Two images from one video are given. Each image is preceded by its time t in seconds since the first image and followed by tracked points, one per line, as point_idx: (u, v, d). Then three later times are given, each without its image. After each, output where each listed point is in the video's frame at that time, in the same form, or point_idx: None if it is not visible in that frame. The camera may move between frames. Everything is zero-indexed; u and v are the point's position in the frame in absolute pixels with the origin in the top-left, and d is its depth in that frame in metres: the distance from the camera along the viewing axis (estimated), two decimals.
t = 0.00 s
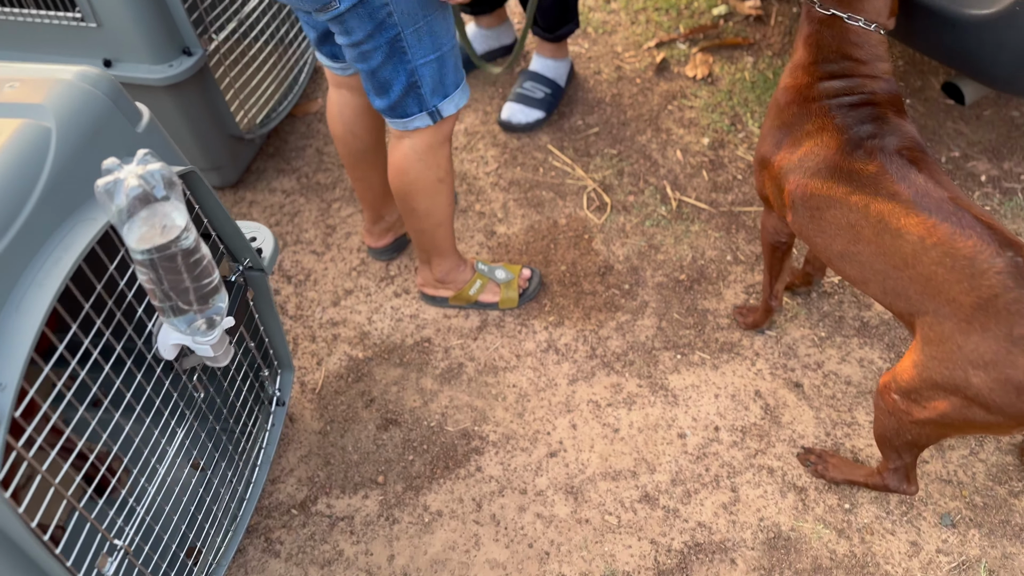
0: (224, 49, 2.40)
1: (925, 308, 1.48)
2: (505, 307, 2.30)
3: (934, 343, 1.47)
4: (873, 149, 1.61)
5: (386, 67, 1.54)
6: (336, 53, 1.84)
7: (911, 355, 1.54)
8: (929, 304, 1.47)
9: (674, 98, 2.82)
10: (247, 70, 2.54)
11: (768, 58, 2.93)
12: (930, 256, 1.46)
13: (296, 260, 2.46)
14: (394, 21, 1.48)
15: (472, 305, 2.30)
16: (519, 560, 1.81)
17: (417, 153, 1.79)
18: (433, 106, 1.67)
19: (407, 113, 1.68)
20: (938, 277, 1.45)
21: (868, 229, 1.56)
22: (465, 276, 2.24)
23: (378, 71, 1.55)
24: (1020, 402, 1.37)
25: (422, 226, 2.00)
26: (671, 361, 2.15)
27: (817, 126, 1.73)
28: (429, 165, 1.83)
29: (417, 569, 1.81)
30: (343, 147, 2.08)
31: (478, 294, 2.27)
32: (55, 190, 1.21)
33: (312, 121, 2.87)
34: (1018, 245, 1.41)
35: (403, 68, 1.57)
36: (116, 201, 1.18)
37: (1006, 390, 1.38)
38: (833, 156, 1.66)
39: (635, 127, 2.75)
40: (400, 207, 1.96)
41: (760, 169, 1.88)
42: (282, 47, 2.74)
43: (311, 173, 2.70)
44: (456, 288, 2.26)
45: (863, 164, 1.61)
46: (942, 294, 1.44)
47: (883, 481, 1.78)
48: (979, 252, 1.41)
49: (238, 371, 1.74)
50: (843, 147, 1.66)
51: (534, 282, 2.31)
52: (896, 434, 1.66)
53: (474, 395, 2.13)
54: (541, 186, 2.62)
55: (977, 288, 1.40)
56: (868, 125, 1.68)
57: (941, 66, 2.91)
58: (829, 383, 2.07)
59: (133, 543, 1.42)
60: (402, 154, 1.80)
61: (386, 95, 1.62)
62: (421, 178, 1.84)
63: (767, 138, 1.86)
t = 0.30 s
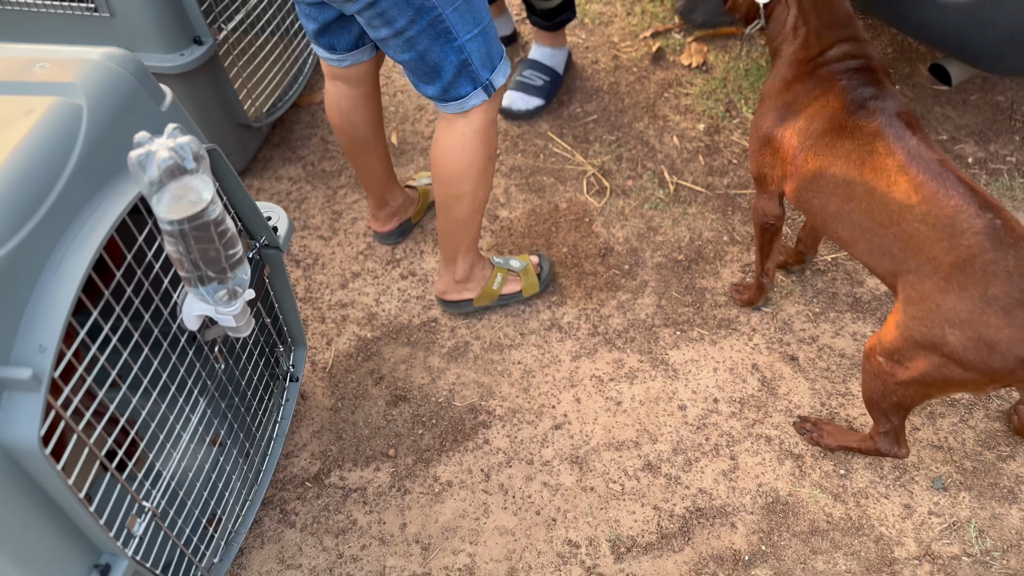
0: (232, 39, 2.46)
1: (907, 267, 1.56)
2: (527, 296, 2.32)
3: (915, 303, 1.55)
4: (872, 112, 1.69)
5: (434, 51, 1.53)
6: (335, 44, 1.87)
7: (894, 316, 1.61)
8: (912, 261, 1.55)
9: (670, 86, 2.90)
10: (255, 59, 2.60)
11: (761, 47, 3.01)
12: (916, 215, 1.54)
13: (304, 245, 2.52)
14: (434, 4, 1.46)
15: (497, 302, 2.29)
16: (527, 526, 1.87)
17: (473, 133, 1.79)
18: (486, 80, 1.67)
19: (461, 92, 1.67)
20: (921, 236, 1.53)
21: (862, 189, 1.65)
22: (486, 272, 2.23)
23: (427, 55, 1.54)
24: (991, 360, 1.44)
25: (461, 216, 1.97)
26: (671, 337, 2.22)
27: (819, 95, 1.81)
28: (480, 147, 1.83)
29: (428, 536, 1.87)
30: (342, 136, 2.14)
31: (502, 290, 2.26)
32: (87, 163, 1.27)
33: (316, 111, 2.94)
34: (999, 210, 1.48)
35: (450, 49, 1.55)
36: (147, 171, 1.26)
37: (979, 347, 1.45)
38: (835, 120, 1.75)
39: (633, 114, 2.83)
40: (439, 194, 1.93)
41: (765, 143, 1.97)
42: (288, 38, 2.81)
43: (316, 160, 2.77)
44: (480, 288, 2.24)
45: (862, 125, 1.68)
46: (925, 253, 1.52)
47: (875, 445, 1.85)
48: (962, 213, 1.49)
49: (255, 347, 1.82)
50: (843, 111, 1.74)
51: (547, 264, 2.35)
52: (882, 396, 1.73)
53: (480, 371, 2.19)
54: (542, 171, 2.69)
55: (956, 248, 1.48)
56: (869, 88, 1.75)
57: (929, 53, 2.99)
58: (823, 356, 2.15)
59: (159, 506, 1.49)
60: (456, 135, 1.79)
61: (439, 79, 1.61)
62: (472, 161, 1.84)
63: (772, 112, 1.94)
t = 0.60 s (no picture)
0: (226, 37, 2.47)
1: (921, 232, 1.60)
2: (545, 304, 2.32)
3: (925, 272, 1.58)
4: (859, 91, 1.76)
5: (449, 75, 1.53)
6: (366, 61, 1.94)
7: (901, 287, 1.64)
8: (921, 230, 1.60)
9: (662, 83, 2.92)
10: (250, 58, 2.61)
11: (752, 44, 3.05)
12: (927, 184, 1.60)
13: (298, 242, 2.53)
14: (464, 25, 1.46)
15: (515, 316, 2.29)
16: (522, 519, 1.88)
17: (469, 166, 1.79)
18: (483, 111, 1.68)
19: (458, 121, 1.66)
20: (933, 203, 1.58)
21: (869, 164, 1.70)
22: (502, 288, 2.23)
23: (440, 79, 1.53)
24: (1001, 324, 1.50)
25: (463, 243, 1.97)
26: (664, 331, 2.23)
27: (795, 94, 1.87)
28: (477, 181, 1.83)
29: (423, 530, 1.88)
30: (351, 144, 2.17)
31: (520, 302, 2.27)
32: (83, 158, 1.28)
33: (310, 109, 2.95)
34: (1005, 177, 1.57)
35: (463, 75, 1.55)
36: (143, 164, 1.27)
37: (989, 312, 1.50)
38: (823, 108, 1.80)
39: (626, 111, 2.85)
40: (441, 225, 1.93)
41: (752, 155, 2.00)
42: (283, 36, 2.81)
43: (310, 158, 2.77)
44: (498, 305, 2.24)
45: (854, 106, 1.75)
46: (936, 219, 1.57)
47: (867, 427, 1.87)
48: (973, 177, 1.57)
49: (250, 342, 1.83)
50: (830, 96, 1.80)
51: (557, 270, 2.35)
52: (882, 370, 1.74)
53: (475, 366, 2.20)
54: (535, 168, 2.70)
55: (969, 212, 1.54)
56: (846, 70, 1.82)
57: (920, 49, 3.01)
58: (815, 349, 2.17)
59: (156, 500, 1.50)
60: (452, 170, 1.79)
61: (442, 105, 1.60)
62: (472, 193, 1.84)
63: (751, 124, 1.98)
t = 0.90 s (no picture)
0: (216, 38, 2.47)
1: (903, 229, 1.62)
2: (535, 305, 2.32)
3: (909, 269, 1.59)
4: (820, 104, 1.81)
5: (469, 102, 1.51)
6: (376, 83, 1.96)
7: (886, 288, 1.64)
8: (903, 229, 1.61)
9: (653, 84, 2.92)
10: (239, 59, 2.61)
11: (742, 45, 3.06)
12: (906, 182, 1.62)
13: (288, 243, 2.52)
14: (489, 50, 1.46)
15: (505, 316, 2.29)
16: (510, 521, 1.88)
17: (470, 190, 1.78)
18: (493, 133, 1.67)
19: (470, 145, 1.64)
20: (912, 201, 1.60)
21: (842, 173, 1.73)
22: (491, 289, 2.24)
23: (461, 107, 1.51)
24: (987, 316, 1.50)
25: (460, 259, 1.98)
26: (653, 332, 2.23)
27: (756, 115, 1.92)
28: (477, 203, 1.83)
29: (412, 531, 1.88)
30: (356, 153, 2.18)
31: (510, 303, 2.27)
32: (66, 159, 1.28)
33: (300, 109, 2.95)
34: (977, 172, 1.62)
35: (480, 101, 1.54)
36: (125, 165, 1.28)
37: (976, 304, 1.51)
38: (788, 125, 1.84)
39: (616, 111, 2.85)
40: (439, 244, 1.93)
41: (723, 178, 2.04)
42: (273, 37, 2.81)
43: (301, 158, 2.77)
44: (487, 307, 2.24)
45: (816, 119, 1.80)
46: (918, 217, 1.59)
47: (855, 430, 1.88)
48: (948, 175, 1.60)
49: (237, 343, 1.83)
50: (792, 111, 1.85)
51: (546, 269, 2.35)
52: (871, 374, 1.74)
53: (465, 367, 2.20)
54: (526, 169, 2.70)
55: (950, 206, 1.56)
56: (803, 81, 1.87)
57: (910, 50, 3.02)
58: (804, 350, 2.17)
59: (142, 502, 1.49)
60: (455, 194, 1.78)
61: (458, 131, 1.58)
62: (471, 216, 1.84)
63: (716, 149, 2.02)
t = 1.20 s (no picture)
0: (211, 40, 2.46)
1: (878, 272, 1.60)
2: (530, 308, 2.32)
3: (880, 308, 1.59)
4: (801, 133, 1.77)
5: (465, 111, 1.50)
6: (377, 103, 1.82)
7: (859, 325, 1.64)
8: (879, 269, 1.60)
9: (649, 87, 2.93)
10: (234, 60, 2.61)
11: (738, 48, 3.07)
12: (879, 223, 1.60)
13: (283, 245, 2.52)
14: (485, 61, 1.46)
15: (500, 319, 2.29)
16: (504, 525, 1.87)
17: (466, 196, 1.77)
18: (487, 140, 1.67)
19: (465, 154, 1.64)
20: (885, 243, 1.58)
21: (818, 207, 1.71)
22: (486, 292, 2.23)
23: (457, 116, 1.50)
24: (954, 361, 1.50)
25: (455, 265, 1.98)
26: (648, 335, 2.23)
27: (737, 134, 1.89)
28: (472, 209, 1.82)
29: (406, 536, 1.87)
30: (373, 188, 2.01)
31: (505, 306, 2.26)
32: (57, 164, 1.27)
33: (296, 111, 2.94)
34: (958, 211, 1.55)
35: (476, 110, 1.54)
36: (116, 170, 1.28)
37: (945, 350, 1.50)
38: (768, 154, 1.82)
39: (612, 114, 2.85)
40: (433, 251, 1.93)
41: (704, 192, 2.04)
42: (269, 38, 2.81)
43: (296, 161, 2.76)
44: (482, 310, 2.23)
45: (797, 148, 1.76)
46: (891, 259, 1.57)
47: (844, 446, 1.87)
48: (924, 216, 1.55)
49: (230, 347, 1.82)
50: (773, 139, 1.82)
51: (541, 272, 2.35)
52: (848, 396, 1.77)
53: (459, 370, 2.20)
54: (522, 171, 2.70)
55: (922, 251, 1.53)
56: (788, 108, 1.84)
57: (906, 53, 3.03)
58: (799, 353, 2.17)
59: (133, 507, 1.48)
60: (451, 202, 1.77)
61: (453, 140, 1.57)
62: (467, 222, 1.83)
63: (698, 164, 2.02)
